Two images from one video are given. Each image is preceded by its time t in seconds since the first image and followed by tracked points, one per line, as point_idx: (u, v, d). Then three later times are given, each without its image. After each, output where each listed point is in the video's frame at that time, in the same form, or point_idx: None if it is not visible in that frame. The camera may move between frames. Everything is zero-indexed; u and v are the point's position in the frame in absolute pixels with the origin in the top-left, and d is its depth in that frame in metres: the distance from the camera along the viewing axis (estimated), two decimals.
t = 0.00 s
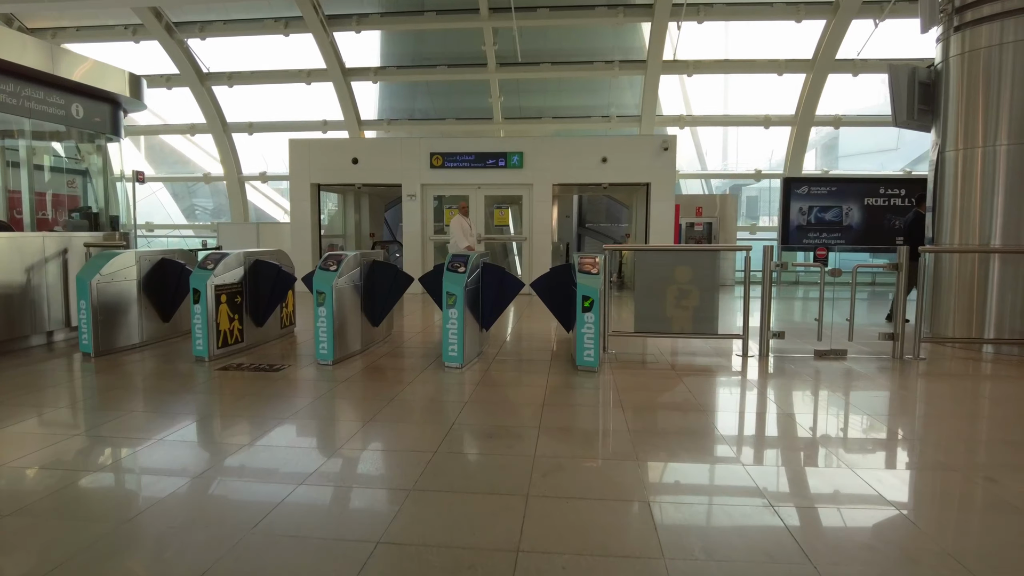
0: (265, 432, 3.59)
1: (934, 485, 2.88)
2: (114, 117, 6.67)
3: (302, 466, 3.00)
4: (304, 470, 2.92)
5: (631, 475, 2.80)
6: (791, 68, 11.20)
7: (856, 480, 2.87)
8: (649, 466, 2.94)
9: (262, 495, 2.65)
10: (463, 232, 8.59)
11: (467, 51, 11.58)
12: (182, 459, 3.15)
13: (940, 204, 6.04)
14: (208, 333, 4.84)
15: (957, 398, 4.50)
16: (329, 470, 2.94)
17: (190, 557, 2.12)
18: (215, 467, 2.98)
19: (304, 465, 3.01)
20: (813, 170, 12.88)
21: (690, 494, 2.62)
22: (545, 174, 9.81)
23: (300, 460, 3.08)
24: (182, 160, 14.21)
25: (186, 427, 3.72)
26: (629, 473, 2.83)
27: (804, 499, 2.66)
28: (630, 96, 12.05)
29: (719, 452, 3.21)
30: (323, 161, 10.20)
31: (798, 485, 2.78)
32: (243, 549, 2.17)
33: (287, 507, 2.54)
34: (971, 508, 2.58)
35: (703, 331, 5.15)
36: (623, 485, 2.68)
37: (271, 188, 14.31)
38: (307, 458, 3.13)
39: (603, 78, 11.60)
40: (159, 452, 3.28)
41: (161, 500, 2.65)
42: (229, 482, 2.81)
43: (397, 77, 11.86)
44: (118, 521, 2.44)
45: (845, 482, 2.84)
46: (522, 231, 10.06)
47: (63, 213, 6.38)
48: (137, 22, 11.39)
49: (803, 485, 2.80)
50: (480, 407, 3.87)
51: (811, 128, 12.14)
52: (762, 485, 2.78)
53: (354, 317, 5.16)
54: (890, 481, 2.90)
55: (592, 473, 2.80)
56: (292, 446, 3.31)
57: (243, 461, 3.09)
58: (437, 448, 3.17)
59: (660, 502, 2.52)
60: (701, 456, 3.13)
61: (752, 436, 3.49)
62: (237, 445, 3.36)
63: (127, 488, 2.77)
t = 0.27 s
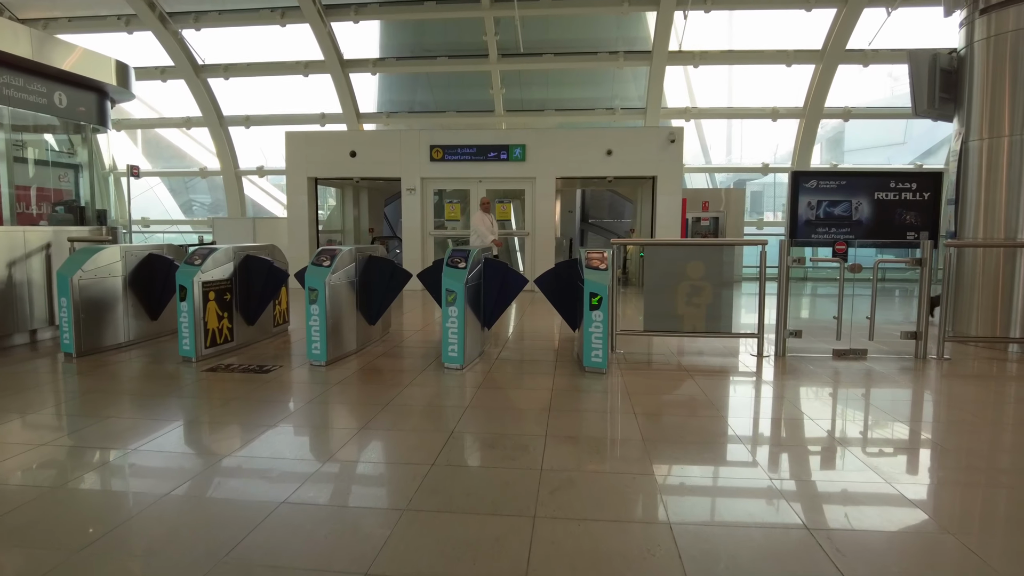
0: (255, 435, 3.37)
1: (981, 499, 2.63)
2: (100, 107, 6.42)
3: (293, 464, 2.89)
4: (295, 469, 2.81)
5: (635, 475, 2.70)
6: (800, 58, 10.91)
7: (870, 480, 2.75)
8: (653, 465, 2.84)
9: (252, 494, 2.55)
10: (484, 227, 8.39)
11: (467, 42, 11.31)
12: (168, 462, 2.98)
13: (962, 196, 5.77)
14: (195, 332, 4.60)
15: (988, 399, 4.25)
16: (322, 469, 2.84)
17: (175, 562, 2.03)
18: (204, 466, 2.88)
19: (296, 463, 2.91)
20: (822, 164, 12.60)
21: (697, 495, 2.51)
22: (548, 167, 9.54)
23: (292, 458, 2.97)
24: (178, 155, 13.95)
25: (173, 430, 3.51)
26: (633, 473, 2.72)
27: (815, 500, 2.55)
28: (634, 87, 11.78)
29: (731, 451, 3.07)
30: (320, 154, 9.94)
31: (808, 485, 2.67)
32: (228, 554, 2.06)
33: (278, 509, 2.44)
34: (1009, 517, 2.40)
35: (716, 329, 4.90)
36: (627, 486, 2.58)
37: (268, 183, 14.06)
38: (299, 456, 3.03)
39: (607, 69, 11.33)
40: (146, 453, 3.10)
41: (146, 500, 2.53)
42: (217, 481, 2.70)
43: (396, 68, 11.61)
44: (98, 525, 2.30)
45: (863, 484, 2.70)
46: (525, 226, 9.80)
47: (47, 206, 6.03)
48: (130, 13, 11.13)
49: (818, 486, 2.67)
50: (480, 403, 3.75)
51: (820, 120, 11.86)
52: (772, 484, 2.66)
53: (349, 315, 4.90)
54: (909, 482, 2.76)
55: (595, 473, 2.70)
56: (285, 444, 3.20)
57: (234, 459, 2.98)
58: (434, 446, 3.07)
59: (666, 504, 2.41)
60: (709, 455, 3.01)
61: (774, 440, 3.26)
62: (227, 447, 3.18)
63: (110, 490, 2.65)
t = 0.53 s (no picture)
0: (238, 444, 3.15)
1: None
2: (83, 98, 6.18)
3: (281, 468, 2.78)
4: (283, 475, 2.70)
5: (636, 481, 2.60)
6: (808, 49, 10.60)
7: (884, 489, 2.62)
8: (655, 470, 2.74)
9: (237, 501, 2.44)
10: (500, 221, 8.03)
11: (466, 32, 11.02)
12: (147, 471, 2.80)
13: (983, 189, 5.51)
14: (177, 335, 4.37)
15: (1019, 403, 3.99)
16: (312, 474, 2.73)
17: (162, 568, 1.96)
18: (192, 469, 2.80)
19: (285, 467, 2.80)
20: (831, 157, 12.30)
21: (703, 505, 2.40)
22: (550, 160, 9.28)
23: (280, 462, 2.85)
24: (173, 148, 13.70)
25: (154, 437, 3.30)
26: (634, 480, 2.61)
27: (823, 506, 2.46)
28: (638, 78, 11.49)
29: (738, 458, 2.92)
30: (316, 147, 9.69)
31: (818, 492, 2.55)
32: (210, 570, 1.95)
33: (264, 519, 2.33)
34: None
35: (727, 329, 4.66)
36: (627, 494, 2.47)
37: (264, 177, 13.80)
38: (288, 459, 2.92)
39: (610, 59, 11.05)
40: (124, 462, 2.92)
41: (124, 510, 2.40)
42: (200, 488, 2.58)
43: (394, 59, 11.33)
44: (68, 541, 2.15)
45: (882, 496, 2.54)
46: (526, 221, 9.54)
47: (27, 202, 5.76)
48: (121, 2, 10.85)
49: (832, 496, 2.53)
50: (476, 403, 3.61)
51: (829, 112, 11.56)
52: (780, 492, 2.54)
53: (340, 316, 4.65)
54: (923, 488, 2.65)
55: (594, 480, 2.59)
56: (274, 447, 3.09)
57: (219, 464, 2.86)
58: (427, 449, 2.95)
59: (670, 515, 2.30)
60: (713, 459, 2.88)
61: (794, 451, 3.03)
62: (210, 456, 2.98)
63: (86, 499, 2.50)
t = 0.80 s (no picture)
0: (223, 452, 2.93)
1: None
2: (64, 89, 5.93)
3: (269, 471, 2.64)
4: (272, 477, 2.56)
5: (642, 482, 2.47)
6: (817, 40, 10.32)
7: (906, 493, 2.47)
8: (661, 472, 2.61)
9: (226, 498, 2.37)
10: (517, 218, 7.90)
11: (466, 24, 10.76)
12: (126, 479, 2.60)
13: (1009, 182, 5.24)
14: (158, 337, 4.12)
15: None
16: (301, 476, 2.59)
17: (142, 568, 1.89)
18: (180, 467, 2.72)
19: (273, 468, 2.66)
20: (839, 152, 12.03)
21: (714, 509, 2.26)
22: (552, 154, 9.01)
23: (269, 464, 2.71)
24: (168, 144, 13.45)
25: (134, 443, 3.09)
26: (640, 482, 2.48)
27: (832, 506, 2.36)
28: (642, 71, 11.23)
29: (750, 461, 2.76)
30: (312, 141, 9.44)
31: (827, 492, 2.45)
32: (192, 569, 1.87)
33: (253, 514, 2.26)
34: None
35: (741, 329, 4.42)
36: (634, 497, 2.34)
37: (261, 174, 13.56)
38: (277, 461, 2.78)
39: (614, 51, 10.78)
40: (101, 470, 2.72)
41: (100, 516, 2.25)
42: (182, 491, 2.43)
43: (392, 52, 11.07)
44: (33, 555, 1.97)
45: (910, 504, 2.36)
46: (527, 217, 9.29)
47: (6, 197, 5.52)
48: None
49: (852, 501, 2.38)
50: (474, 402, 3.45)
51: (837, 106, 11.29)
52: (795, 496, 2.40)
53: (330, 317, 4.41)
54: (938, 490, 2.52)
55: (598, 482, 2.46)
56: (262, 449, 2.94)
57: (204, 466, 2.72)
58: (423, 448, 2.81)
59: (679, 520, 2.17)
60: (722, 462, 2.74)
61: (820, 461, 2.80)
62: (191, 463, 2.78)
63: (60, 506, 2.34)
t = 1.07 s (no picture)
0: (211, 465, 2.71)
1: None
2: (46, 79, 5.67)
3: (264, 484, 2.47)
4: (267, 484, 2.45)
5: (661, 499, 2.28)
6: (829, 32, 10.01)
7: (949, 513, 2.27)
8: (681, 486, 2.43)
9: (223, 502, 2.31)
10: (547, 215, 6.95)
11: (468, 15, 10.47)
12: (107, 496, 2.40)
13: None
14: (141, 342, 3.86)
15: None
16: (298, 484, 2.48)
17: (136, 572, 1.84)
18: (177, 470, 2.65)
19: (268, 481, 2.49)
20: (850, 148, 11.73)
21: (741, 532, 2.08)
22: (557, 150, 8.74)
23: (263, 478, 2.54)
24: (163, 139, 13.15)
25: (117, 455, 2.87)
26: (661, 497, 2.31)
27: (843, 511, 2.29)
28: (648, 65, 10.94)
29: (779, 477, 2.56)
30: (309, 136, 9.16)
31: (837, 496, 2.39)
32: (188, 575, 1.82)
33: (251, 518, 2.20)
34: None
35: (761, 333, 4.17)
36: (654, 516, 2.17)
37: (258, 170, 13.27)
38: (275, 464, 2.71)
39: (619, 44, 10.50)
40: (83, 485, 2.52)
41: (91, 521, 2.18)
42: (169, 507, 2.26)
43: (392, 44, 10.79)
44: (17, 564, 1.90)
45: (942, 519, 2.22)
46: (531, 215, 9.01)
47: None
48: None
49: (893, 523, 2.18)
50: (480, 411, 3.26)
51: (849, 101, 11.00)
52: (830, 515, 2.21)
53: (324, 321, 4.13)
54: (953, 495, 2.45)
55: (616, 499, 2.28)
56: (257, 459, 2.77)
57: (193, 479, 2.55)
58: (425, 455, 2.69)
59: (706, 544, 1.99)
60: (747, 476, 2.56)
61: (858, 478, 2.57)
62: (181, 472, 2.64)
63: (51, 511, 2.28)
